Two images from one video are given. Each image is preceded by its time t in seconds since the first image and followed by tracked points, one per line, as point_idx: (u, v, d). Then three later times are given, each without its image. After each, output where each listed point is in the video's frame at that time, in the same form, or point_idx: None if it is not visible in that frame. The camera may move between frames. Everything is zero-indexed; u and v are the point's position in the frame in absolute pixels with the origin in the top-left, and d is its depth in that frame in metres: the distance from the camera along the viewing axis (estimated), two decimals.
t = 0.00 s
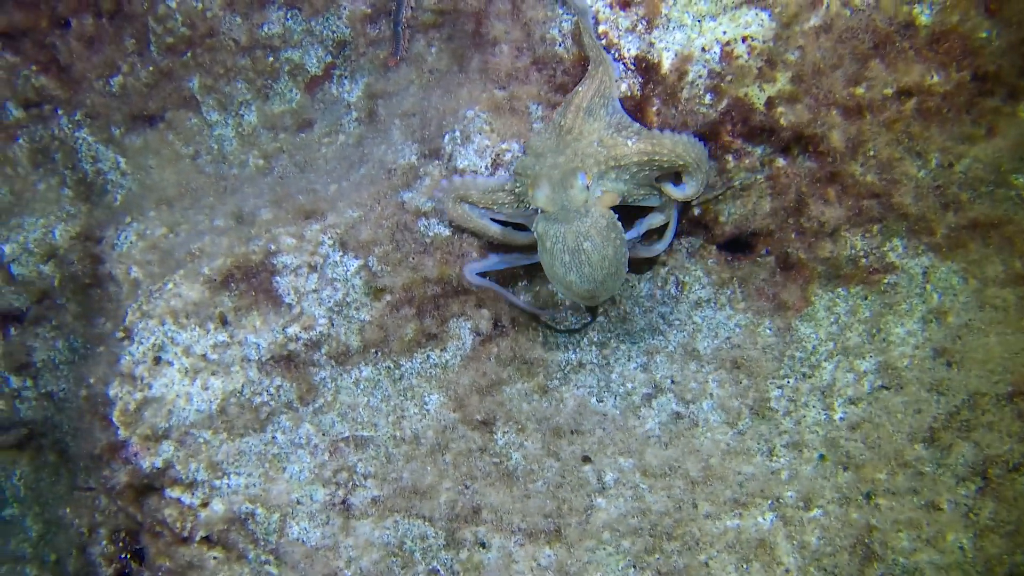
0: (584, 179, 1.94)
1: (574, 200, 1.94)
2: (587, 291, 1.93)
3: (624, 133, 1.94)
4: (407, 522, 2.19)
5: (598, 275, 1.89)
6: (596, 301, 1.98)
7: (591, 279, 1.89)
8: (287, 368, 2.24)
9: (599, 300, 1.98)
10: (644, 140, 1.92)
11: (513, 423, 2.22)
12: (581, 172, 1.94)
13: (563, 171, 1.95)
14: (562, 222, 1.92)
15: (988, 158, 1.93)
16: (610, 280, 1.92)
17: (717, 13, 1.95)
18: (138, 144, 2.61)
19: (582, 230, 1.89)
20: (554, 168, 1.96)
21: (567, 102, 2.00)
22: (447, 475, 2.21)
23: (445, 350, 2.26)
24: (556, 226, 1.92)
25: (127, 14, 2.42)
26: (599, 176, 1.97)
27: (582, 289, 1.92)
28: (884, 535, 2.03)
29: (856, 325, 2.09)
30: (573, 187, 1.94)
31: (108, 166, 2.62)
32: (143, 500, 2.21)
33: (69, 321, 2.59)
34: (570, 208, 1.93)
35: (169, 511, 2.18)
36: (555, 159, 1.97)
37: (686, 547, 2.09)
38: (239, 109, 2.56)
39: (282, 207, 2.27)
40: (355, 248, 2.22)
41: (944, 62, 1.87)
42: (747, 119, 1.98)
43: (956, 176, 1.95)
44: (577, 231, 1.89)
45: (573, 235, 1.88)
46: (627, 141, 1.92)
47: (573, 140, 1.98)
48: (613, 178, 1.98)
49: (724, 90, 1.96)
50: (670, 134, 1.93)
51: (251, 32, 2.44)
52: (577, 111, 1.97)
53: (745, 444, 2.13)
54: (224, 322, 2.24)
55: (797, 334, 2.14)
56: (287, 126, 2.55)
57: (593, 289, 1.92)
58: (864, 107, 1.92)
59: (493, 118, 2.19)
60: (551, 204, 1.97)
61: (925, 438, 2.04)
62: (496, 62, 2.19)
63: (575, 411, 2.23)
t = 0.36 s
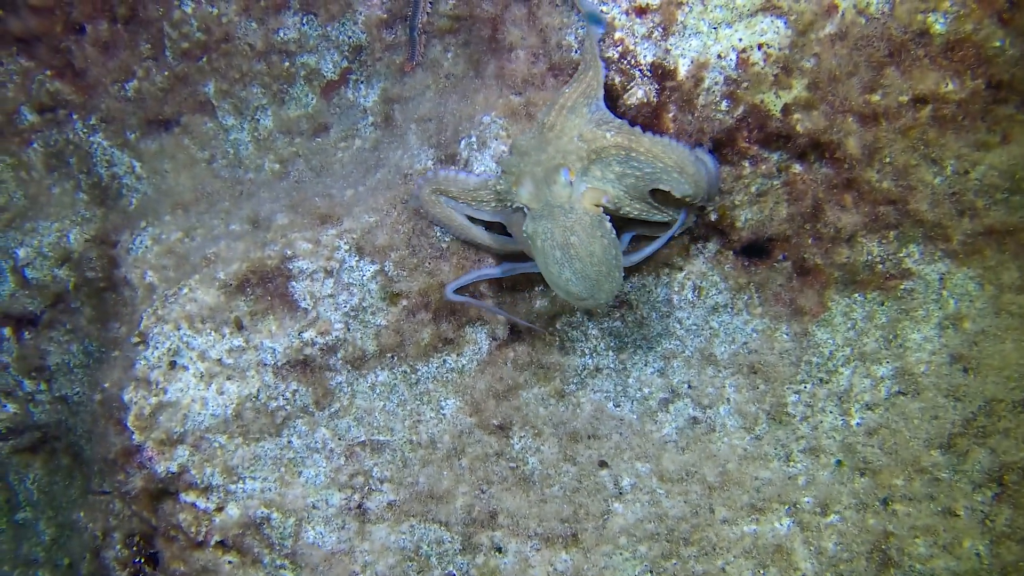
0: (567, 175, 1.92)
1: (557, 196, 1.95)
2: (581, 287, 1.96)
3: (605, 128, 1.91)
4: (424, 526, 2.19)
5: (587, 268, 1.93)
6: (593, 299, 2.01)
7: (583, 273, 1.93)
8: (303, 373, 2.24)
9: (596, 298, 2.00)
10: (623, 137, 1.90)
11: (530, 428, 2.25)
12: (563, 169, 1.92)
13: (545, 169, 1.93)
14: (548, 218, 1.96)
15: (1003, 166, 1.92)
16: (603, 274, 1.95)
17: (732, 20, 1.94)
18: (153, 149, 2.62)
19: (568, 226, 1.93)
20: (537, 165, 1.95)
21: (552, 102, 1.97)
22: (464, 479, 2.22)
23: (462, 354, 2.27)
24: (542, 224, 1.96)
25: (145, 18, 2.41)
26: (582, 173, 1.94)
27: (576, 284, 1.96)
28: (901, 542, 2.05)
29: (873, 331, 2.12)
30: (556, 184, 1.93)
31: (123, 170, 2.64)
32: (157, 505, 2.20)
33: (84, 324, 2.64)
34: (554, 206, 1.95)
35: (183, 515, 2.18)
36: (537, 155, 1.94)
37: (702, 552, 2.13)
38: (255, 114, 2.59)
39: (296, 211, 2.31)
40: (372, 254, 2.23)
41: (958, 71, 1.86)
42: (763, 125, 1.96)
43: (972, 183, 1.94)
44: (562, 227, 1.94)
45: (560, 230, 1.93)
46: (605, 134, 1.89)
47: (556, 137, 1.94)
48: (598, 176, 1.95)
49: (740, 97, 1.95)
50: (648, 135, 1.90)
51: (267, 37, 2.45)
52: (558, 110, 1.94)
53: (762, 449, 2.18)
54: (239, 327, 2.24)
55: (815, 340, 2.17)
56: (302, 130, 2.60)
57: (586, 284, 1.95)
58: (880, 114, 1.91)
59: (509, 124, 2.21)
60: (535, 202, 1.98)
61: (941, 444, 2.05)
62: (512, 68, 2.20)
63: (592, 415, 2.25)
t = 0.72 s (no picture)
0: (544, 167, 1.99)
1: (535, 188, 2.01)
2: (566, 280, 1.95)
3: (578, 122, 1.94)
4: (437, 535, 2.18)
5: (571, 260, 1.93)
6: (579, 294, 1.97)
7: (566, 265, 1.93)
8: (313, 383, 2.22)
9: (582, 293, 1.97)
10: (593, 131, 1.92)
11: (543, 437, 2.25)
12: (540, 161, 1.99)
13: (523, 163, 2.00)
14: (527, 210, 2.00)
15: (1018, 175, 1.89)
16: (587, 267, 1.94)
17: (744, 29, 1.88)
18: (164, 156, 2.63)
19: (548, 217, 1.97)
20: (516, 158, 2.02)
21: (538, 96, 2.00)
22: (477, 488, 2.21)
23: (474, 362, 2.29)
24: (522, 216, 1.99)
25: (155, 25, 2.40)
26: (560, 165, 2.01)
27: (560, 278, 1.95)
28: (916, 551, 2.04)
29: (887, 339, 2.13)
30: (533, 175, 2.00)
31: (134, 178, 2.65)
32: (167, 515, 2.18)
33: (94, 331, 2.66)
34: (532, 197, 2.00)
35: (193, 526, 2.16)
36: (515, 147, 2.01)
37: (717, 561, 2.13)
38: (267, 121, 2.61)
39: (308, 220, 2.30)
40: (383, 262, 2.22)
41: (972, 79, 1.81)
42: (776, 133, 1.91)
43: (986, 192, 1.92)
44: (542, 218, 1.97)
45: (540, 221, 1.96)
46: (575, 125, 1.92)
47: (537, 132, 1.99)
48: (579, 170, 1.99)
49: (753, 106, 1.89)
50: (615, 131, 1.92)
51: (278, 44, 2.45)
52: (540, 105, 1.96)
53: (778, 457, 2.18)
54: (249, 336, 2.22)
55: (830, 348, 2.18)
56: (314, 138, 2.63)
57: (570, 277, 1.94)
58: (893, 123, 1.86)
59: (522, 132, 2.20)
60: (514, 194, 2.04)
61: (956, 453, 2.05)
62: (523, 77, 2.20)
63: (606, 423, 2.27)
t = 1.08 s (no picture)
0: (526, 162, 1.93)
1: (518, 183, 1.95)
2: (552, 276, 1.96)
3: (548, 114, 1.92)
4: (448, 547, 2.17)
5: (556, 255, 1.93)
6: (567, 289, 1.99)
7: (551, 260, 1.93)
8: (322, 395, 2.21)
9: (569, 288, 1.98)
10: (561, 123, 1.90)
11: (555, 447, 2.26)
12: (522, 157, 1.93)
13: (504, 157, 1.94)
14: (511, 205, 1.96)
15: None
16: (572, 262, 1.94)
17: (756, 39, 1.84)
18: (174, 165, 2.64)
19: (531, 212, 1.93)
20: (497, 155, 1.95)
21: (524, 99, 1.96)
22: (488, 499, 2.21)
23: (485, 373, 2.30)
24: (504, 212, 1.96)
25: (163, 34, 2.39)
26: (542, 161, 1.93)
27: (546, 272, 1.96)
28: (930, 561, 2.03)
29: (900, 347, 2.12)
30: (516, 171, 1.93)
31: (144, 187, 2.67)
32: (177, 527, 2.18)
33: (102, 340, 2.65)
34: (514, 193, 1.95)
35: (202, 538, 2.16)
36: (498, 144, 1.95)
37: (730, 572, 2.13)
38: (276, 130, 2.61)
39: (316, 233, 2.30)
40: (393, 273, 2.23)
41: (984, 89, 1.79)
42: (788, 144, 1.89)
43: (999, 201, 1.91)
44: (526, 213, 1.94)
45: (523, 216, 1.94)
46: (547, 117, 1.89)
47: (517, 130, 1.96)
48: (562, 165, 1.93)
49: (764, 116, 1.87)
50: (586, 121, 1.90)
51: (288, 53, 2.45)
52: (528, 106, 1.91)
53: (790, 466, 2.17)
54: (258, 348, 2.20)
55: (842, 357, 2.18)
56: (324, 146, 2.64)
57: (556, 271, 1.95)
58: (905, 132, 1.85)
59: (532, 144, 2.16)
60: (496, 190, 1.98)
61: (970, 463, 2.05)
62: (532, 87, 2.23)
63: (618, 432, 2.29)
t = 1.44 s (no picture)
0: (516, 161, 1.96)
1: (510, 182, 1.96)
2: (543, 275, 1.91)
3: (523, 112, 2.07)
4: (459, 558, 2.17)
5: (547, 253, 1.89)
6: (558, 289, 1.93)
7: (541, 259, 1.89)
8: (332, 406, 2.21)
9: (561, 288, 1.92)
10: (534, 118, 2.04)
11: (566, 457, 2.28)
12: (512, 156, 1.96)
13: (495, 159, 1.99)
14: (503, 204, 1.96)
15: None
16: (563, 261, 1.88)
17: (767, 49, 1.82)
18: (182, 173, 2.64)
19: (523, 211, 1.92)
20: (490, 157, 2.01)
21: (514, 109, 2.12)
22: (500, 510, 2.22)
23: (496, 383, 2.29)
24: (496, 212, 1.95)
25: (171, 43, 2.39)
26: (533, 160, 1.97)
27: (537, 272, 1.92)
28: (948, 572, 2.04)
29: (913, 356, 2.12)
30: (507, 170, 1.96)
31: (152, 196, 2.66)
32: (186, 541, 2.17)
33: (111, 349, 2.64)
34: (506, 192, 1.95)
35: (212, 552, 2.14)
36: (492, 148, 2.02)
37: None
38: (285, 138, 2.62)
39: (324, 244, 2.31)
40: (403, 284, 2.22)
41: (998, 99, 1.78)
42: (800, 154, 1.88)
43: (1013, 210, 1.90)
44: (517, 212, 1.93)
45: (515, 215, 1.93)
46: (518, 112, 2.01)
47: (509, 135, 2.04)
48: (551, 164, 1.96)
49: (776, 126, 1.85)
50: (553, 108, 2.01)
51: (296, 62, 2.45)
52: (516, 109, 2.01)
53: (802, 474, 2.18)
54: (267, 360, 2.21)
55: (855, 365, 2.17)
56: (332, 155, 2.63)
57: (547, 270, 1.90)
58: (919, 142, 1.84)
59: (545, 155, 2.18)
60: (488, 191, 2.00)
61: (985, 472, 2.05)
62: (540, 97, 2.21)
63: (629, 441, 2.29)
